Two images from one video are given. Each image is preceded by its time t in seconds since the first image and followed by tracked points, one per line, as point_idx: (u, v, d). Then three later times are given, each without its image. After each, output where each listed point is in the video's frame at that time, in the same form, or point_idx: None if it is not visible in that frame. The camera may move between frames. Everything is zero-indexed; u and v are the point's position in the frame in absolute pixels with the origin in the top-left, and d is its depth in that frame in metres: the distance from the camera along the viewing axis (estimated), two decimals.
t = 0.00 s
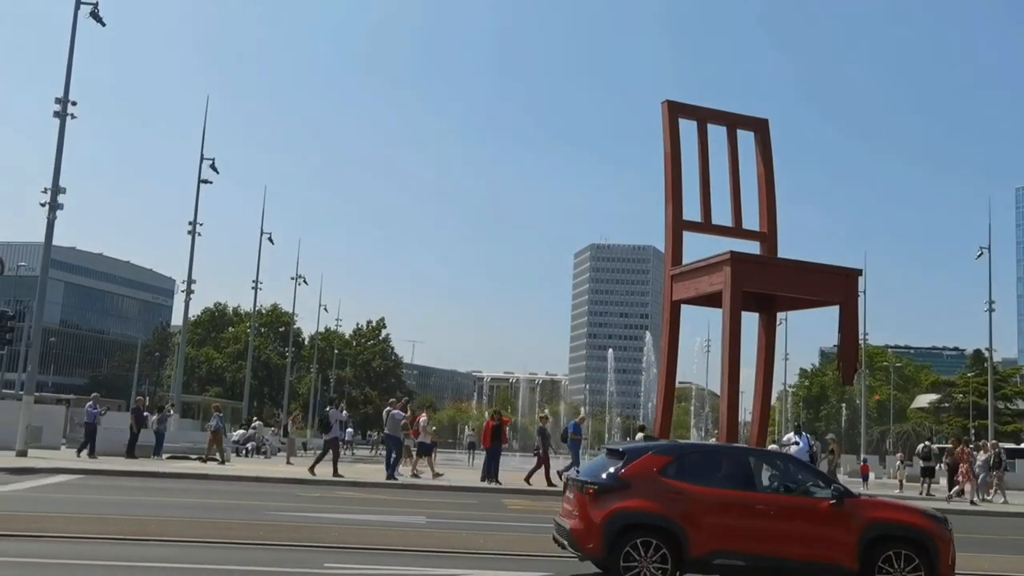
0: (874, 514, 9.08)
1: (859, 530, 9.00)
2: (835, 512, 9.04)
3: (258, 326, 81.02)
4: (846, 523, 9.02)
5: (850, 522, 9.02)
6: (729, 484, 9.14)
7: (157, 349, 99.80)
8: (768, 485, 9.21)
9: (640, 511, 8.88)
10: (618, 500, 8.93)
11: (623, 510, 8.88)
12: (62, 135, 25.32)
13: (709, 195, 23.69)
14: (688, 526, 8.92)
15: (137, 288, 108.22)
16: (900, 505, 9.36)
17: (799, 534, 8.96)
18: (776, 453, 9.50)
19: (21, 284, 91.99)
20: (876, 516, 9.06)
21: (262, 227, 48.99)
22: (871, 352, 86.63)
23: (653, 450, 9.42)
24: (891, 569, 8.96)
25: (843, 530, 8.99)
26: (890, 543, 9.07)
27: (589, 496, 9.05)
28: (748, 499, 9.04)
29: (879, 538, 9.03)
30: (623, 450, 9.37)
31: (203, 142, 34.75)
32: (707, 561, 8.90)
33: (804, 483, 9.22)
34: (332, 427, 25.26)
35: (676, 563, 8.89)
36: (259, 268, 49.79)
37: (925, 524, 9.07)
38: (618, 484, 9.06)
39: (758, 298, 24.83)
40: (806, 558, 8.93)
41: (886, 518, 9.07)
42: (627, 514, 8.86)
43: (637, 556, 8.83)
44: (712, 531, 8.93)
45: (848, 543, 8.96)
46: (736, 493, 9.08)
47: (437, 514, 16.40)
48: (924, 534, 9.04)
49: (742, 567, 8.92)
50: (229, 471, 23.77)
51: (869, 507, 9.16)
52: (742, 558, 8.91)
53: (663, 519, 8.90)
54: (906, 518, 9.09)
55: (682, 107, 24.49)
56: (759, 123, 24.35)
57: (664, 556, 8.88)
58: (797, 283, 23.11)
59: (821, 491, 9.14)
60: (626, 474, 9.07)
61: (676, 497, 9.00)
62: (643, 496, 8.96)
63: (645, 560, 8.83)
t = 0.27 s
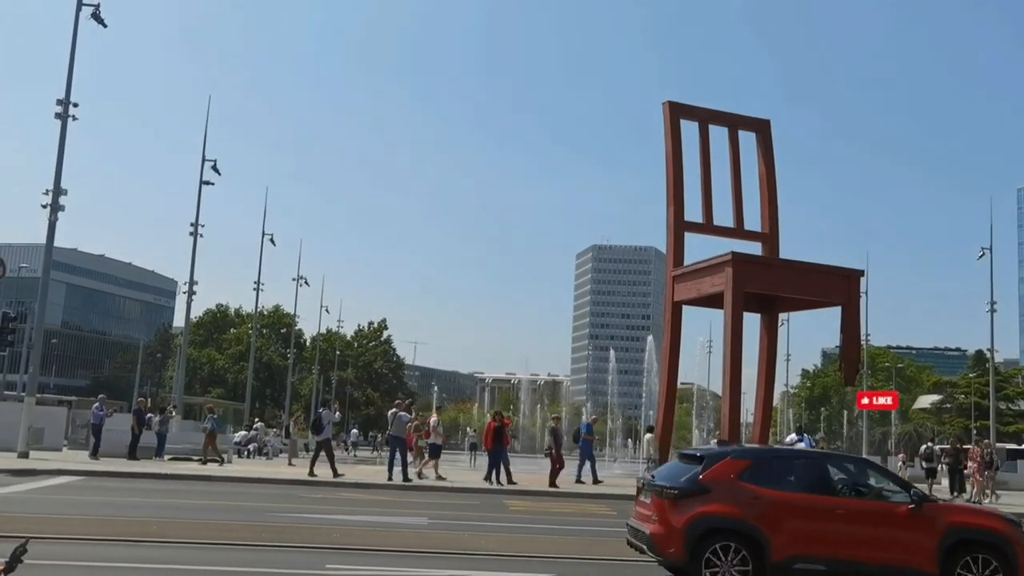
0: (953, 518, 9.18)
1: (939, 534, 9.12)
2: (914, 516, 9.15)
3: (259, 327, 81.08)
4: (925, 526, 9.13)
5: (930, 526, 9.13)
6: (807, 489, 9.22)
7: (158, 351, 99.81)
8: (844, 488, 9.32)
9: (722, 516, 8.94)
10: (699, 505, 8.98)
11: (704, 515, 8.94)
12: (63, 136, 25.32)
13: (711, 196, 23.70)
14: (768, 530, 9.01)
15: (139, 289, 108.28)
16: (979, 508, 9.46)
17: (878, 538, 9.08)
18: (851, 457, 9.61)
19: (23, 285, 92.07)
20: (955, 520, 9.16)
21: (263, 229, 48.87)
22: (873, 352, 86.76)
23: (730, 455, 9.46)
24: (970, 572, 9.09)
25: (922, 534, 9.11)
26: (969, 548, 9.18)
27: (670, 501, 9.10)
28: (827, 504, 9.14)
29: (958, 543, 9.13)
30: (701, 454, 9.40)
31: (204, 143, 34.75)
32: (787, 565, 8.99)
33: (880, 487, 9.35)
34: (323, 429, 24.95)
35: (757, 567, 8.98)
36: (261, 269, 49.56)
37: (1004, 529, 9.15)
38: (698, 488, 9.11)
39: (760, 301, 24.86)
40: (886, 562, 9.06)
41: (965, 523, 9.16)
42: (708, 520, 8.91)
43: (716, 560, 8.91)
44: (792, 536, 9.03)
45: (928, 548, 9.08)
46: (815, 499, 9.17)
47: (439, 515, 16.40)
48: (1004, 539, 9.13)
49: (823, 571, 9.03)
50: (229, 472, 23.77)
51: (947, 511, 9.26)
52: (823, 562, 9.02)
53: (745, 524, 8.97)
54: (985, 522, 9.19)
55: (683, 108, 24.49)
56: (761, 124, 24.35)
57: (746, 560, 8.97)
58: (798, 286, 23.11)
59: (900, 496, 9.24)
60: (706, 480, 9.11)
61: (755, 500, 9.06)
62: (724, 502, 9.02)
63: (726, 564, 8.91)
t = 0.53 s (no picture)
0: (1011, 519, 9.34)
1: (998, 534, 9.28)
2: (973, 516, 9.30)
3: (249, 326, 80.94)
4: (985, 526, 9.28)
5: (989, 526, 9.28)
6: (870, 491, 9.32)
7: (147, 350, 99.49)
8: (905, 489, 9.42)
9: (787, 519, 9.04)
10: (764, 507, 9.05)
11: (770, 517, 9.02)
12: (51, 135, 25.22)
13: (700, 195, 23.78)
14: (833, 531, 9.11)
15: (128, 289, 107.94)
16: None
17: (939, 538, 9.21)
18: (909, 456, 9.69)
19: (11, 285, 91.68)
20: (1015, 520, 9.33)
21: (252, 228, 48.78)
22: (861, 350, 87.26)
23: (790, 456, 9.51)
24: None
25: (982, 533, 9.26)
26: None
27: (733, 503, 9.15)
28: (888, 505, 9.24)
29: (1017, 542, 9.30)
30: (762, 456, 9.44)
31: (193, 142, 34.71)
32: (851, 565, 9.11)
33: (940, 487, 9.45)
34: (309, 427, 24.93)
35: (822, 568, 9.08)
36: (250, 268, 49.35)
37: None
38: (761, 490, 9.17)
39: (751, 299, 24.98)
40: (947, 562, 9.21)
41: None
42: (774, 522, 8.99)
43: (781, 562, 9.00)
44: (855, 536, 9.14)
45: (988, 548, 9.24)
46: (876, 499, 9.27)
47: (430, 514, 16.42)
48: None
49: (884, 570, 9.18)
50: (220, 472, 23.75)
51: (1005, 510, 9.42)
52: (885, 562, 9.16)
53: (810, 525, 9.07)
54: None
55: (672, 107, 24.58)
56: (750, 123, 24.44)
57: (810, 561, 9.06)
58: (788, 284, 23.21)
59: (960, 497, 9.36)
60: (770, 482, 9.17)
61: (819, 503, 9.15)
62: (787, 503, 9.10)
63: (792, 565, 9.00)
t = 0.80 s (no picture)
0: None
1: None
2: (1007, 512, 9.34)
3: (218, 322, 80.30)
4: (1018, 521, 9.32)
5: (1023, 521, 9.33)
6: (903, 486, 9.36)
7: (114, 347, 98.46)
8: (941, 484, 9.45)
9: (828, 514, 9.16)
10: (803, 503, 9.18)
11: (811, 513, 9.16)
12: (14, 129, 24.88)
13: (670, 191, 23.88)
14: (870, 527, 9.20)
15: (95, 285, 106.82)
16: None
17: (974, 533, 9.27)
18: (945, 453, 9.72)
19: None
20: None
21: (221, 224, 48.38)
22: (829, 345, 87.94)
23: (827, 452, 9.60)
24: None
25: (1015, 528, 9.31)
26: None
27: (772, 499, 9.28)
28: (924, 500, 9.30)
29: None
30: (799, 454, 9.56)
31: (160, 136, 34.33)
32: (888, 561, 9.20)
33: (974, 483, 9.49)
34: (276, 424, 24.80)
35: (860, 564, 9.19)
36: (220, 263, 48.96)
37: None
38: (799, 487, 9.29)
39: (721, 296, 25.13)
40: (982, 556, 9.27)
41: None
42: (813, 518, 9.12)
43: (821, 558, 9.14)
44: (892, 532, 9.22)
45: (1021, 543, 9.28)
46: (912, 496, 9.33)
47: (401, 510, 16.35)
48: None
49: (921, 566, 9.25)
50: (188, 469, 23.58)
51: None
52: (921, 557, 9.21)
53: (848, 521, 9.17)
54: None
55: (643, 103, 24.65)
56: (720, 119, 24.57)
57: (849, 557, 9.18)
58: (757, 279, 23.36)
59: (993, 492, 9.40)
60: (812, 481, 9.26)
61: (856, 499, 9.25)
62: (825, 500, 9.20)
63: (831, 561, 9.13)
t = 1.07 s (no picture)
0: None
1: None
2: None
3: (177, 311, 79.43)
4: None
5: None
6: (925, 474, 9.51)
7: (70, 336, 97.03)
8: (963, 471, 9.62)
9: (853, 502, 9.29)
10: (832, 492, 9.30)
11: (838, 502, 9.28)
12: None
13: (633, 180, 23.97)
14: (897, 513, 9.34)
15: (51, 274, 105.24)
16: None
17: (995, 519, 9.45)
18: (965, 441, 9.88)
19: None
20: None
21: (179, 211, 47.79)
22: (788, 333, 88.82)
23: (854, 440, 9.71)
24: None
25: None
26: None
27: (801, 488, 9.39)
28: (948, 487, 9.45)
29: None
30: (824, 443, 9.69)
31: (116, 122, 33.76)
32: (915, 546, 9.35)
33: (994, 469, 9.67)
34: (236, 414, 24.63)
35: (888, 549, 9.32)
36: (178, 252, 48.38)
37: None
38: (827, 474, 9.40)
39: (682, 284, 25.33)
40: (1003, 541, 9.44)
41: None
42: (843, 505, 9.25)
43: (850, 544, 9.28)
44: (918, 519, 9.36)
45: None
46: (936, 482, 9.48)
47: (363, 499, 16.31)
48: None
49: (945, 551, 9.40)
50: (147, 460, 23.33)
51: None
52: (946, 543, 9.38)
53: (876, 508, 9.30)
54: None
55: (605, 92, 24.69)
56: (682, 108, 24.69)
57: (877, 543, 9.32)
58: (718, 268, 23.56)
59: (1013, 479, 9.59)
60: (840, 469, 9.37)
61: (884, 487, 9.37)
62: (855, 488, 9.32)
63: (860, 547, 9.27)
